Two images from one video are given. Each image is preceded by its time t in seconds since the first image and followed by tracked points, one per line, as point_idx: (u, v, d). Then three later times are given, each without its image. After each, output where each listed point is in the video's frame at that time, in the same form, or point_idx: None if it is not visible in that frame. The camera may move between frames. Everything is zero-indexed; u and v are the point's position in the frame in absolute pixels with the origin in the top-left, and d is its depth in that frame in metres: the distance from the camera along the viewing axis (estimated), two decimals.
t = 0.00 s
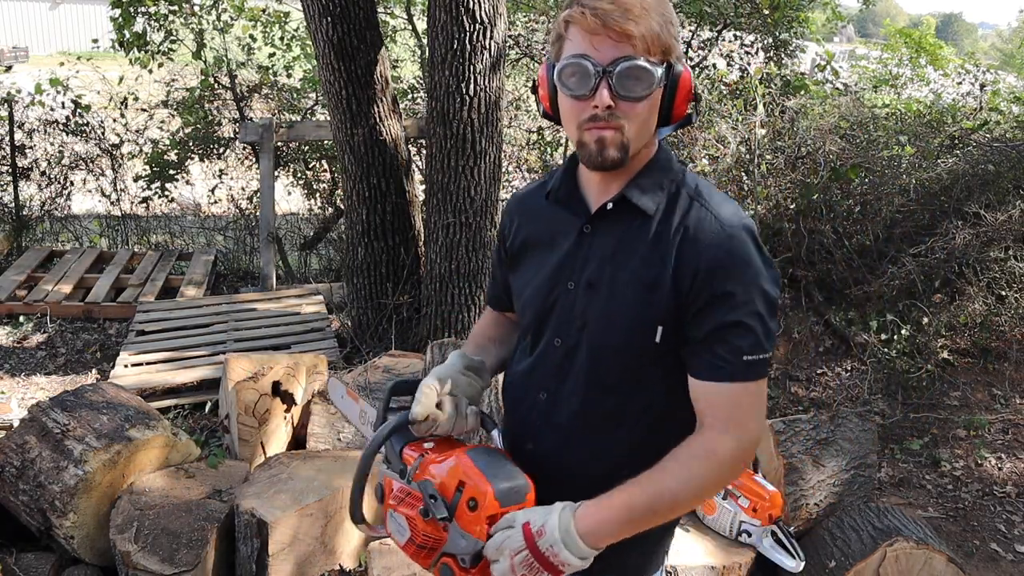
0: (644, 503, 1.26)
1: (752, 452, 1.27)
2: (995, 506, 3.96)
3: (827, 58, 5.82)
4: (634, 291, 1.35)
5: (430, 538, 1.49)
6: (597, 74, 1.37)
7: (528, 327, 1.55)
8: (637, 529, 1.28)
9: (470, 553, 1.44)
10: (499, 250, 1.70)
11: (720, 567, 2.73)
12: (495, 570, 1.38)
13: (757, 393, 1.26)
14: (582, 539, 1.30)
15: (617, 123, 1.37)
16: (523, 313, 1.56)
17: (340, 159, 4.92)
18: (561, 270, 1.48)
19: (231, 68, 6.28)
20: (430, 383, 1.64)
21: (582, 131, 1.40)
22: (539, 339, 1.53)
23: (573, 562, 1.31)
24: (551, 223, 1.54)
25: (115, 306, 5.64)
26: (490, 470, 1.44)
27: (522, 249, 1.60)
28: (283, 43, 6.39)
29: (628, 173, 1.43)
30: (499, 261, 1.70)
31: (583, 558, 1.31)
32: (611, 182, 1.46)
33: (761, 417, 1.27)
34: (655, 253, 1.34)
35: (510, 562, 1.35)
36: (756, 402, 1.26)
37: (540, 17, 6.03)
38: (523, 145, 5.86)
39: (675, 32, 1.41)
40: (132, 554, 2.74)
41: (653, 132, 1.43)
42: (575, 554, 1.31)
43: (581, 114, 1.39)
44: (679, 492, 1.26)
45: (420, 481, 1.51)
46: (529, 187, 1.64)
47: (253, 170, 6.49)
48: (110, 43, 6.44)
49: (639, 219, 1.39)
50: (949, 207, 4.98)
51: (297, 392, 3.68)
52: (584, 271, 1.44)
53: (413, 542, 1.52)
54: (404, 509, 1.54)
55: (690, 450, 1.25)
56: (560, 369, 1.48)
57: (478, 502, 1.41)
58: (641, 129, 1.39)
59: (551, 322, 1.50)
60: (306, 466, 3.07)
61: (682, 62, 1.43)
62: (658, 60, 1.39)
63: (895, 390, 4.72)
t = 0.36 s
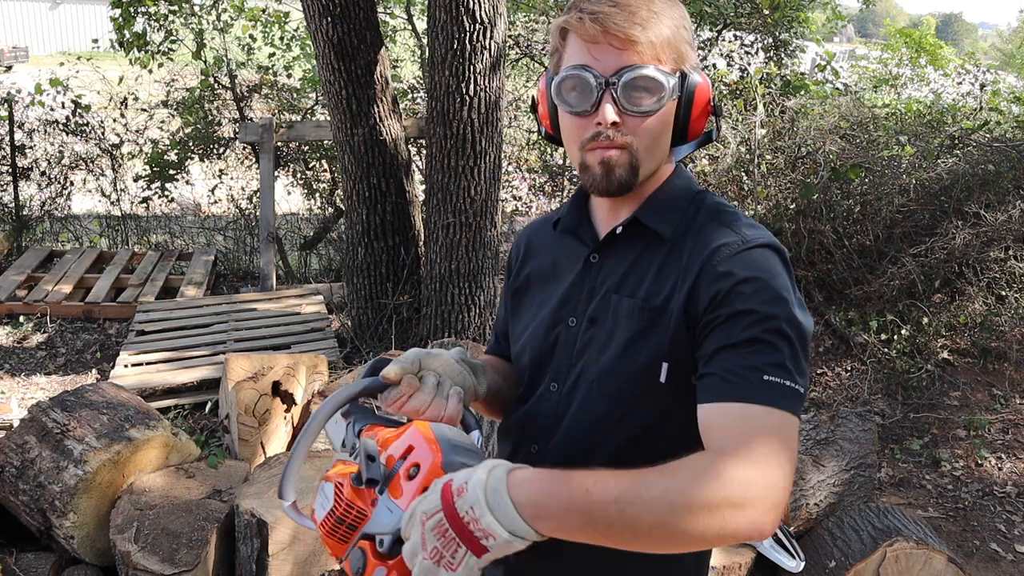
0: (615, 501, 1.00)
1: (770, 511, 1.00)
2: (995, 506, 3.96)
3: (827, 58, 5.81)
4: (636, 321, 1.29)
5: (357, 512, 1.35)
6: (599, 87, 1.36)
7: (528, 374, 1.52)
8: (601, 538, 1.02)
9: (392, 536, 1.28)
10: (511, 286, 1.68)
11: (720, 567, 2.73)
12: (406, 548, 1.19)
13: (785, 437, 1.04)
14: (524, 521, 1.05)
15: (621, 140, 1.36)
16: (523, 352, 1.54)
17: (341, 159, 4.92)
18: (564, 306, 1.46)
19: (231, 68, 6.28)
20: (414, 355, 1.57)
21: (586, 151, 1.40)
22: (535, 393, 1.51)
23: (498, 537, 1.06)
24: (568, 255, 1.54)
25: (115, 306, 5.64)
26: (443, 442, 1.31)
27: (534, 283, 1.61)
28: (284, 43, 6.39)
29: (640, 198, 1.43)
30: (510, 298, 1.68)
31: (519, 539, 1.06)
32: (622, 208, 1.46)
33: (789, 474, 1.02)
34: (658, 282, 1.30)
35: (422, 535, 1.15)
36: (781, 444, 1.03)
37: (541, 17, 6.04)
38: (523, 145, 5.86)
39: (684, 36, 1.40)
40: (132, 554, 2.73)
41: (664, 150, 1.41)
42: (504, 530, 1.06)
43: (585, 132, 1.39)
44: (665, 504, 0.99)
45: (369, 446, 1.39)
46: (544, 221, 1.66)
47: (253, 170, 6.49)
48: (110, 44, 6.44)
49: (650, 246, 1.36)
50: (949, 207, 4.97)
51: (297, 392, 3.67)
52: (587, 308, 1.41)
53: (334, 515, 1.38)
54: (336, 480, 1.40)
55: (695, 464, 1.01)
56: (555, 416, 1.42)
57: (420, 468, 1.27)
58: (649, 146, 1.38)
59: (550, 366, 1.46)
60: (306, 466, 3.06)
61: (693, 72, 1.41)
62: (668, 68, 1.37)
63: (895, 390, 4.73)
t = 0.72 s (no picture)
0: (606, 478, 0.98)
1: (785, 484, 0.91)
2: (995, 506, 3.95)
3: (827, 58, 5.82)
4: (619, 329, 1.29)
5: (328, 497, 1.34)
6: (588, 87, 1.35)
7: (508, 387, 1.53)
8: (597, 525, 0.98)
9: (366, 514, 1.26)
10: (495, 295, 1.68)
11: (720, 567, 2.73)
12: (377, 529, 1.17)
13: (793, 400, 0.96)
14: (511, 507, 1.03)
15: (609, 142, 1.36)
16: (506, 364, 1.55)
17: (341, 159, 4.92)
18: (549, 317, 1.46)
19: (231, 68, 6.28)
20: (384, 346, 1.62)
21: (575, 156, 1.39)
22: (516, 412, 1.52)
23: (477, 520, 1.04)
24: (555, 264, 1.55)
25: (115, 306, 5.64)
26: (422, 419, 1.33)
27: (520, 293, 1.61)
28: (284, 43, 6.39)
29: (627, 205, 1.43)
30: (495, 308, 1.68)
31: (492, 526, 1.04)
32: (611, 214, 1.46)
33: (806, 442, 0.94)
34: (642, 289, 1.30)
35: (391, 511, 1.14)
36: (793, 410, 0.95)
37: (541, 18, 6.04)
38: (523, 145, 5.86)
39: (676, 36, 1.39)
40: (132, 554, 2.73)
41: (655, 155, 1.41)
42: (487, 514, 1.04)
43: (575, 136, 1.39)
44: (662, 484, 0.95)
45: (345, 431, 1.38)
46: (534, 232, 1.67)
47: (253, 170, 6.48)
48: (109, 43, 6.43)
49: (636, 253, 1.36)
50: (949, 207, 4.96)
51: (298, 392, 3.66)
52: (573, 317, 1.41)
53: (303, 502, 1.37)
54: (306, 468, 1.40)
55: (695, 442, 0.96)
56: (541, 429, 1.43)
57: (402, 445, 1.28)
58: (637, 149, 1.37)
59: (533, 379, 1.47)
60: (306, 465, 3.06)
61: (683, 74, 1.41)
62: (660, 69, 1.37)
63: (895, 390, 4.73)
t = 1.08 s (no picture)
0: (607, 446, 0.98)
1: (784, 469, 0.91)
2: (996, 506, 3.95)
3: (827, 58, 5.82)
4: (598, 323, 1.30)
5: (318, 473, 1.33)
6: (564, 84, 1.36)
7: (489, 381, 1.53)
8: (596, 494, 0.98)
9: (357, 483, 1.25)
10: (479, 290, 1.68)
11: (720, 566, 2.73)
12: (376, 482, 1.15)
13: (788, 391, 0.96)
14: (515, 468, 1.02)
15: (587, 139, 1.36)
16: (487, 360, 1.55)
17: (340, 159, 4.92)
18: (530, 312, 1.47)
19: (231, 68, 6.28)
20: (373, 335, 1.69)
21: (553, 154, 1.39)
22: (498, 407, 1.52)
23: (485, 473, 1.01)
24: (539, 259, 1.55)
25: (115, 306, 5.64)
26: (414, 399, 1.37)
27: (502, 287, 1.62)
28: (284, 43, 6.38)
29: (607, 200, 1.43)
30: (478, 304, 1.68)
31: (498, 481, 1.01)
32: (591, 211, 1.46)
33: (804, 428, 0.94)
34: (622, 283, 1.30)
35: (396, 461, 1.11)
36: (789, 398, 0.95)
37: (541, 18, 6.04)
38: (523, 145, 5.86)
39: (653, 31, 1.39)
40: (132, 555, 2.73)
41: (635, 151, 1.41)
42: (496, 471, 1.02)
43: (553, 134, 1.39)
44: (659, 462, 0.94)
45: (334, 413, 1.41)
46: (517, 226, 1.68)
47: (253, 170, 6.48)
48: (109, 43, 6.42)
49: (618, 249, 1.36)
50: (949, 206, 4.95)
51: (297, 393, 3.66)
52: (553, 313, 1.41)
53: (292, 482, 1.36)
54: (293, 449, 1.41)
55: (691, 424, 0.96)
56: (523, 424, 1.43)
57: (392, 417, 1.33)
58: (616, 146, 1.37)
59: (514, 375, 1.47)
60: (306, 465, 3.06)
61: (661, 69, 1.40)
62: (637, 64, 1.38)
63: (895, 390, 4.73)
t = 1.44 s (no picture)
0: (626, 451, 0.98)
1: (798, 456, 0.91)
2: (995, 506, 3.95)
3: (827, 58, 5.82)
4: (597, 320, 1.30)
5: (332, 476, 1.32)
6: (564, 82, 1.36)
7: (488, 378, 1.54)
8: (621, 498, 0.98)
9: (375, 490, 1.24)
10: (475, 286, 1.68)
11: (720, 567, 2.73)
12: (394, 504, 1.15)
13: (795, 383, 0.96)
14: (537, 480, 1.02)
15: (588, 136, 1.36)
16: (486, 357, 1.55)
17: (340, 159, 4.92)
18: (529, 309, 1.46)
19: (231, 68, 6.27)
20: (377, 330, 1.70)
21: (553, 151, 1.39)
22: (498, 405, 1.52)
23: (505, 495, 1.03)
24: (535, 255, 1.55)
25: (115, 306, 5.64)
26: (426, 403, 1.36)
27: (499, 284, 1.62)
28: (284, 43, 6.38)
29: (604, 198, 1.43)
30: (475, 301, 1.68)
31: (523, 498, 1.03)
32: (588, 208, 1.46)
33: (815, 417, 0.93)
34: (622, 280, 1.30)
35: (415, 484, 1.11)
36: (796, 389, 0.95)
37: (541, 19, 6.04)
38: (523, 145, 5.86)
39: (652, 30, 1.39)
40: (132, 554, 2.73)
41: (634, 149, 1.41)
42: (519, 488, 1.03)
43: (553, 131, 1.38)
44: (677, 457, 0.95)
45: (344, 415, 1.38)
46: (512, 223, 1.67)
47: (253, 170, 6.47)
48: (109, 43, 6.42)
49: (617, 246, 1.36)
50: (949, 206, 4.95)
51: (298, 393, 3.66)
52: (553, 310, 1.41)
53: (303, 484, 1.35)
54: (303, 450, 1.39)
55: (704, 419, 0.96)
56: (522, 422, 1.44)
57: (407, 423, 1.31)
58: (616, 143, 1.37)
59: (514, 371, 1.47)
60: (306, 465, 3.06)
61: (660, 68, 1.40)
62: (636, 63, 1.38)
63: (895, 390, 4.73)
